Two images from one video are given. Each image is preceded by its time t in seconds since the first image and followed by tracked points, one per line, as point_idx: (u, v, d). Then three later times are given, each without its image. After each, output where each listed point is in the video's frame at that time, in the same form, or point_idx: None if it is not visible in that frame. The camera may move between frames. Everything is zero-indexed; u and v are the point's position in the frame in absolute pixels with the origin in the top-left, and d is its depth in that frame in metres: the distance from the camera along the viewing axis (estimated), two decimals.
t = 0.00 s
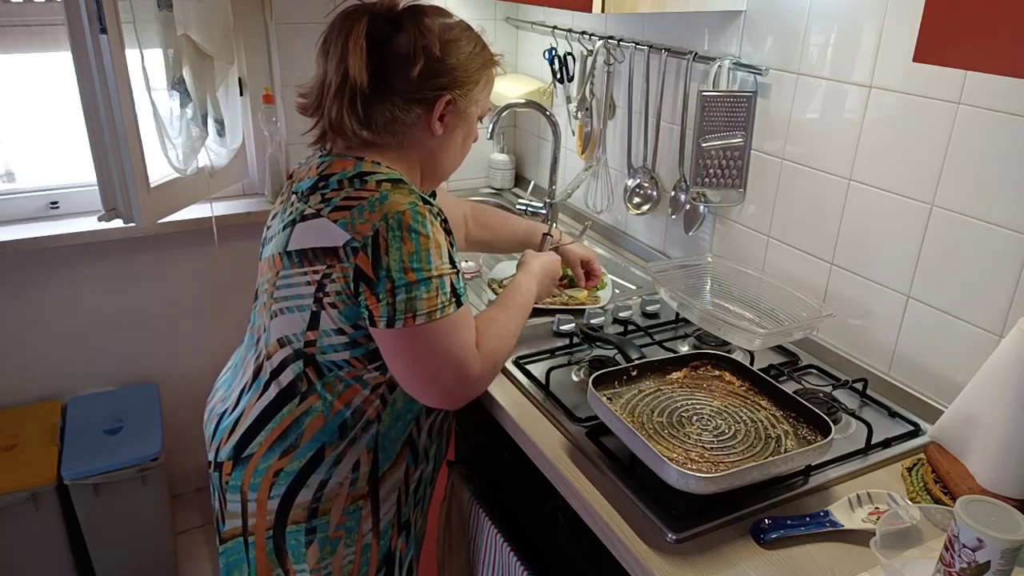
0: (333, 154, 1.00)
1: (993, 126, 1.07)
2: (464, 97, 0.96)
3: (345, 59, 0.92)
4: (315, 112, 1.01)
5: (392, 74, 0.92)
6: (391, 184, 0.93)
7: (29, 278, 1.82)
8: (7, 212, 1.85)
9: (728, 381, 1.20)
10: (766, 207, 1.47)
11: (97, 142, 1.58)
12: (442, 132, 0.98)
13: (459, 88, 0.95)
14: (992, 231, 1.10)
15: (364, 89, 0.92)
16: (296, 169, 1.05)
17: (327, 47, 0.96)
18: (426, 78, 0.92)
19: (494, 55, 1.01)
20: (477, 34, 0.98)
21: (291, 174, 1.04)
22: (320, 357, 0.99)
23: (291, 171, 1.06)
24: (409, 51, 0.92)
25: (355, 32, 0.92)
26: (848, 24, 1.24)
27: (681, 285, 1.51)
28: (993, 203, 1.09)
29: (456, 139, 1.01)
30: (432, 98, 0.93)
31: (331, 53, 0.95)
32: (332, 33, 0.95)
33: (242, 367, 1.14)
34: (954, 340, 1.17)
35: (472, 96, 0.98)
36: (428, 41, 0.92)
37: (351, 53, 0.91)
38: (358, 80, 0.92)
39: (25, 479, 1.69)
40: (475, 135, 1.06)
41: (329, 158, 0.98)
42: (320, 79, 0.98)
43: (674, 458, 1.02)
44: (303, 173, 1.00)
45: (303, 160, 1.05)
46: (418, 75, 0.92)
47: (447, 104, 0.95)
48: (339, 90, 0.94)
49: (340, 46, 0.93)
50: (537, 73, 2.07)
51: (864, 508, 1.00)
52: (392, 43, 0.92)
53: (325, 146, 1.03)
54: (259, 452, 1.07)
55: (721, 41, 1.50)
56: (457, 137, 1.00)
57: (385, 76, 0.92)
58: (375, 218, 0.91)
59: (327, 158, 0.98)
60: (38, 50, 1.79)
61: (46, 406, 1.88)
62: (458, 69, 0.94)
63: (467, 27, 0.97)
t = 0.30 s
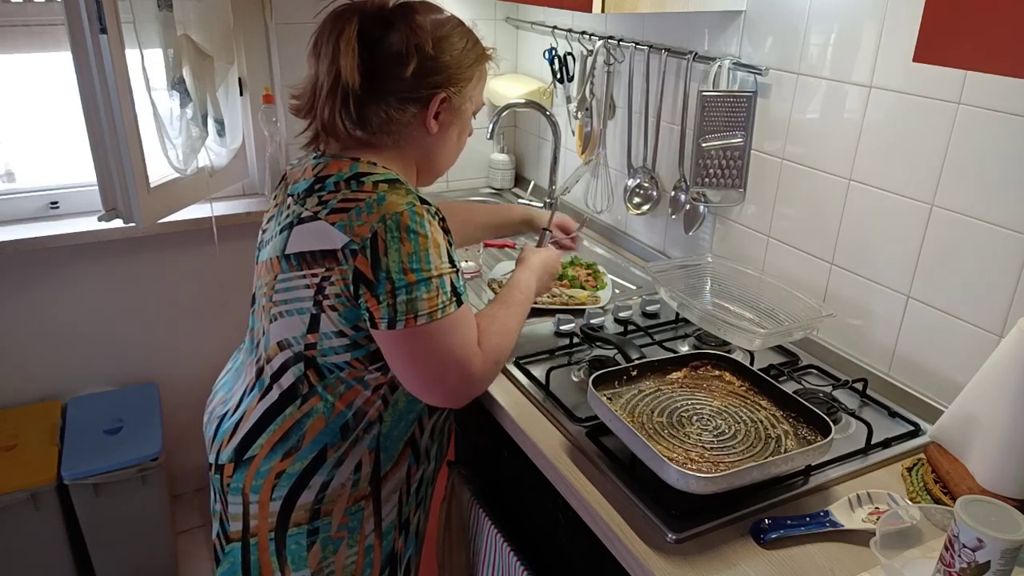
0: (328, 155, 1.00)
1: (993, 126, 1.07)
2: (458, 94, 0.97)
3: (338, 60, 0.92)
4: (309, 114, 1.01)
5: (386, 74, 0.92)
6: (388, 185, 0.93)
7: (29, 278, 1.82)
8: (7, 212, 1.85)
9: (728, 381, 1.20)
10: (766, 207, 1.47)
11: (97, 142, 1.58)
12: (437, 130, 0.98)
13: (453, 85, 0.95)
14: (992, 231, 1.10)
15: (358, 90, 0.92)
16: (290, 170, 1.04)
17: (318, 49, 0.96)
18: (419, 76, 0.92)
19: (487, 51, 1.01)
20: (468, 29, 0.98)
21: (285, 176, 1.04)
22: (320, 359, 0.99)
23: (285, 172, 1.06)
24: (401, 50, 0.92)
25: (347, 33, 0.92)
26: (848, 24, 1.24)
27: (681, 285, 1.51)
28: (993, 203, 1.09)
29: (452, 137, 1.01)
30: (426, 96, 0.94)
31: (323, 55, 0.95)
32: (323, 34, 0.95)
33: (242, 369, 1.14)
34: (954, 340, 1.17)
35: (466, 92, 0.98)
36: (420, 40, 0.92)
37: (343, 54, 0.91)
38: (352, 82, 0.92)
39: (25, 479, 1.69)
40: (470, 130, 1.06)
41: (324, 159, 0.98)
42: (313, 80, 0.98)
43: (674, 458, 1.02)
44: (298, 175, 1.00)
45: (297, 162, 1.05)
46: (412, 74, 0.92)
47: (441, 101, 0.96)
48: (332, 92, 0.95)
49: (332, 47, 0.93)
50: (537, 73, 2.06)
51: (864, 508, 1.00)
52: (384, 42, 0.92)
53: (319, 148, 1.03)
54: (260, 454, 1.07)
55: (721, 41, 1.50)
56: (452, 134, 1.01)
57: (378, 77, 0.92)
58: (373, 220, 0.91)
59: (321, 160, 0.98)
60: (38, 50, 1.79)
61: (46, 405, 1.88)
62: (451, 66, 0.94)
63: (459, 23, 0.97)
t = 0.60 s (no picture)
0: (321, 160, 0.99)
1: (993, 126, 1.07)
2: (450, 94, 0.96)
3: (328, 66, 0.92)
4: (300, 120, 1.01)
5: (376, 78, 0.91)
6: (390, 188, 0.93)
7: (29, 278, 1.82)
8: (7, 212, 1.85)
9: (728, 381, 1.20)
10: (766, 207, 1.47)
11: (97, 143, 1.58)
12: (431, 131, 0.98)
13: (445, 86, 0.95)
14: (991, 231, 1.10)
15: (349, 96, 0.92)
16: (282, 178, 1.04)
17: (306, 55, 0.96)
18: (410, 80, 0.92)
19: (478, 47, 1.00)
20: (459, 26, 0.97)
21: (279, 183, 1.04)
22: (326, 366, 0.99)
23: (277, 180, 1.05)
24: (391, 53, 0.91)
25: (335, 38, 0.91)
26: (848, 24, 1.24)
27: (681, 285, 1.51)
28: (993, 203, 1.09)
29: (446, 137, 1.01)
30: (418, 99, 0.93)
31: (311, 60, 0.95)
32: (311, 40, 0.95)
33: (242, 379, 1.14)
34: (954, 340, 1.17)
35: (459, 92, 0.98)
36: (409, 42, 0.91)
37: (332, 60, 0.91)
38: (342, 88, 0.91)
39: (25, 479, 1.69)
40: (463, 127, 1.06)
41: (321, 165, 0.98)
42: (303, 85, 0.98)
43: (674, 458, 1.02)
44: (294, 182, 1.00)
45: (289, 168, 1.05)
46: (403, 78, 0.91)
47: (434, 103, 0.95)
48: (323, 97, 0.94)
49: (321, 53, 0.93)
50: (536, 73, 2.07)
51: (864, 508, 1.00)
52: (373, 45, 0.91)
53: (310, 154, 1.03)
54: (269, 464, 1.06)
55: (721, 41, 1.50)
56: (446, 134, 1.01)
57: (369, 82, 0.92)
58: (378, 224, 0.91)
59: (318, 165, 0.98)
60: (38, 49, 1.79)
61: (46, 405, 1.88)
62: (441, 68, 0.94)
63: (449, 20, 0.95)
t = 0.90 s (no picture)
0: (310, 165, 1.00)
1: (993, 126, 1.07)
2: (441, 96, 0.96)
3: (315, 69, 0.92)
4: (289, 126, 1.02)
5: (364, 82, 0.91)
6: (377, 196, 0.93)
7: (29, 278, 1.82)
8: (7, 212, 1.84)
9: (728, 381, 1.21)
10: (766, 207, 1.47)
11: (97, 143, 1.58)
12: (423, 134, 0.98)
13: (435, 88, 0.95)
14: (991, 231, 1.10)
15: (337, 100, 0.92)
16: (275, 182, 1.04)
17: (293, 59, 0.96)
18: (399, 83, 0.92)
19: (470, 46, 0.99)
20: (450, 25, 0.96)
21: (271, 188, 1.04)
22: (314, 376, 0.99)
23: (270, 184, 1.05)
24: (379, 56, 0.90)
25: (322, 41, 0.91)
26: (848, 24, 1.24)
27: (681, 285, 1.51)
28: (993, 203, 1.09)
29: (439, 140, 1.01)
30: (408, 102, 0.93)
31: (299, 64, 0.95)
32: (298, 43, 0.95)
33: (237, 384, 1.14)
34: (954, 340, 1.17)
35: (450, 93, 0.97)
36: (397, 43, 0.91)
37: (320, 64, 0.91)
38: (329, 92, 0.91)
39: (25, 480, 1.69)
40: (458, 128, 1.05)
41: (310, 171, 0.98)
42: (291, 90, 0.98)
43: (674, 458, 1.02)
44: (284, 187, 1.00)
45: (281, 173, 1.05)
46: (391, 81, 0.91)
47: (424, 106, 0.95)
48: (311, 102, 0.95)
49: (308, 57, 0.93)
50: (536, 73, 2.07)
51: (864, 508, 1.00)
52: (361, 48, 0.91)
53: (299, 159, 1.03)
54: (258, 471, 1.06)
55: (721, 41, 1.50)
56: (439, 136, 1.00)
57: (357, 85, 0.92)
58: (363, 232, 0.91)
59: (307, 171, 0.98)
60: (38, 50, 1.79)
61: (46, 405, 1.88)
62: (431, 70, 0.93)
63: (440, 18, 0.95)
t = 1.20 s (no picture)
0: (300, 166, 0.99)
1: (993, 126, 1.07)
2: (406, 96, 0.91)
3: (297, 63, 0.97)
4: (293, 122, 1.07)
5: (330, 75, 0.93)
6: (352, 202, 0.92)
7: (29, 279, 1.82)
8: (7, 212, 1.84)
9: (729, 381, 1.21)
10: (766, 207, 1.47)
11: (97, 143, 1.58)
12: (392, 134, 0.94)
13: (397, 86, 0.90)
14: (991, 231, 1.10)
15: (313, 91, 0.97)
16: (270, 183, 1.04)
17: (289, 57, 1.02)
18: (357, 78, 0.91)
19: (456, 45, 0.93)
20: (430, 23, 0.91)
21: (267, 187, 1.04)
22: (292, 379, 0.99)
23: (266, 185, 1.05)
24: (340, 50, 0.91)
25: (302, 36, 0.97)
26: (848, 24, 1.24)
27: (681, 285, 1.51)
28: (993, 203, 1.09)
29: (418, 143, 0.95)
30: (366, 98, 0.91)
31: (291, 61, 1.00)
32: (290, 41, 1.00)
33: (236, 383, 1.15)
34: (954, 340, 1.17)
35: (423, 94, 0.92)
36: (356, 38, 0.90)
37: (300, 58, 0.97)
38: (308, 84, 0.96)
39: (25, 479, 1.69)
40: (451, 134, 0.98)
41: (298, 171, 0.98)
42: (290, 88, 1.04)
43: (674, 458, 1.02)
44: (273, 188, 1.00)
45: (277, 175, 1.05)
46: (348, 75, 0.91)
47: (385, 104, 0.91)
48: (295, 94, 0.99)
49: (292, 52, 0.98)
50: (536, 73, 2.07)
51: (864, 508, 1.00)
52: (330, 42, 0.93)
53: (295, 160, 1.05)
54: (248, 473, 1.07)
55: (721, 41, 1.50)
56: (415, 139, 0.95)
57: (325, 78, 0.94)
58: (326, 237, 0.90)
59: (295, 172, 0.98)
60: (38, 50, 1.79)
61: (46, 405, 1.88)
62: (391, 66, 0.90)
63: (415, 15, 0.91)
